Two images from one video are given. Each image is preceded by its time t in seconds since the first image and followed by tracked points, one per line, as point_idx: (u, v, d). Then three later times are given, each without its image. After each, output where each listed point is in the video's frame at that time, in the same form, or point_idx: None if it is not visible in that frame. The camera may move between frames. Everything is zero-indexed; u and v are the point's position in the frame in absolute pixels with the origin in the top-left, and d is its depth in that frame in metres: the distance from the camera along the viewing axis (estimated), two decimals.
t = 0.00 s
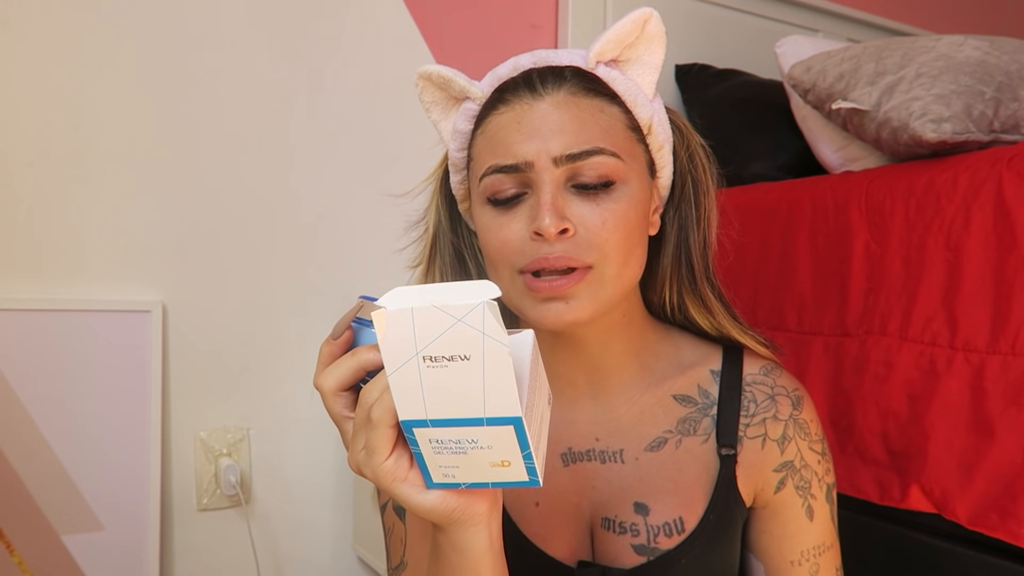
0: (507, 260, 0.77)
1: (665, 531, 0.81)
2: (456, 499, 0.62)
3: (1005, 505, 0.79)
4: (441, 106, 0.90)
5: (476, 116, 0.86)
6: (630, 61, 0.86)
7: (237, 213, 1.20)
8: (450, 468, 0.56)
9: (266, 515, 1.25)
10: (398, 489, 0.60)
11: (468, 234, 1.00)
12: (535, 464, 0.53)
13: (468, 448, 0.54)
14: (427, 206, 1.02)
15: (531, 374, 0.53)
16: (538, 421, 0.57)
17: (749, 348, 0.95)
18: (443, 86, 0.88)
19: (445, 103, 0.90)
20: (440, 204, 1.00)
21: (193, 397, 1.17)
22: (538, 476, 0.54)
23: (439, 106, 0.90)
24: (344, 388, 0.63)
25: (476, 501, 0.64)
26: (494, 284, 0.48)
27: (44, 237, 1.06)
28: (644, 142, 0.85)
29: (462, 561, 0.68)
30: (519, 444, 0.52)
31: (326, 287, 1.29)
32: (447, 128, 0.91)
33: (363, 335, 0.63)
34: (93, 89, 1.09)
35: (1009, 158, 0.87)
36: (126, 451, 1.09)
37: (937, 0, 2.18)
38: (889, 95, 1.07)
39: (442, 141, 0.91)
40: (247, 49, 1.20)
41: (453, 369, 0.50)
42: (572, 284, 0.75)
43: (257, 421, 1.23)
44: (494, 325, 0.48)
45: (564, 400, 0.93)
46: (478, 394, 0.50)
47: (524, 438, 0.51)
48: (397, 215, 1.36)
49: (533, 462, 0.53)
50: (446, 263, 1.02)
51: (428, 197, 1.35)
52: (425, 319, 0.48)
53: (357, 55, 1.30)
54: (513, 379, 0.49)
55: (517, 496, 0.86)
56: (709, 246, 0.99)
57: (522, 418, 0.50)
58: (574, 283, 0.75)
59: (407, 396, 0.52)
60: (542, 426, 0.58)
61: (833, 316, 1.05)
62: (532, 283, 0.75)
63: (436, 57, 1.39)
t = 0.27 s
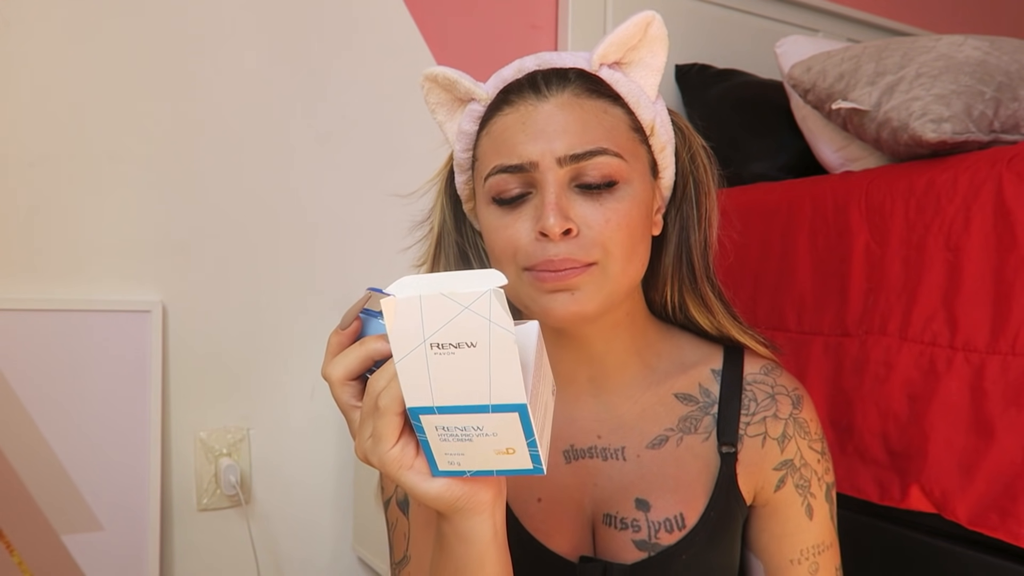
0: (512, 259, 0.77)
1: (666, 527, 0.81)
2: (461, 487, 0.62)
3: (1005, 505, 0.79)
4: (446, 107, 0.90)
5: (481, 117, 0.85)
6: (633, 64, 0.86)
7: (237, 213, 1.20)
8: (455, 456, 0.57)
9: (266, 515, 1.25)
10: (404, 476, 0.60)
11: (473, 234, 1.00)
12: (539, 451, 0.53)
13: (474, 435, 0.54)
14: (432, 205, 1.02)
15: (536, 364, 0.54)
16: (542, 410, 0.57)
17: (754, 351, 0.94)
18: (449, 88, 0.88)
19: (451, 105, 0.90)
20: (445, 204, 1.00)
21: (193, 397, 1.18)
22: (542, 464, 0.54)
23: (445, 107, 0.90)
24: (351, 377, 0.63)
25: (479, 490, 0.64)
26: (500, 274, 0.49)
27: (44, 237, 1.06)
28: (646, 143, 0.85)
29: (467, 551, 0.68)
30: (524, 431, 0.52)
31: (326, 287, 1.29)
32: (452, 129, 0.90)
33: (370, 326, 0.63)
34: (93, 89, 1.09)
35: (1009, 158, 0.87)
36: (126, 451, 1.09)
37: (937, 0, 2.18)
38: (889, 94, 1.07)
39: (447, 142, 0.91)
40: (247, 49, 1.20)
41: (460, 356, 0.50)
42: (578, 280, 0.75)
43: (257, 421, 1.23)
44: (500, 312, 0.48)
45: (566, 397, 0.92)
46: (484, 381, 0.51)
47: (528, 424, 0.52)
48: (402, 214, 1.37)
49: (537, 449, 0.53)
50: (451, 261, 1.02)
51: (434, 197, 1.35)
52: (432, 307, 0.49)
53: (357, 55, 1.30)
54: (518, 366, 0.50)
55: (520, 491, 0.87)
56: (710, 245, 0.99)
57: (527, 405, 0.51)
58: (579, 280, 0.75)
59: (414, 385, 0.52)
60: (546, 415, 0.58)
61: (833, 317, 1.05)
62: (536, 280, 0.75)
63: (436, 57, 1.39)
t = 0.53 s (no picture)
0: (514, 256, 0.77)
1: (668, 523, 0.81)
2: (467, 477, 0.62)
3: (1005, 505, 0.79)
4: (453, 108, 0.90)
5: (486, 118, 0.86)
6: (635, 66, 0.86)
7: (237, 213, 1.20)
8: (461, 446, 0.56)
9: (266, 515, 1.25)
10: (411, 466, 0.60)
11: (478, 233, 1.00)
12: (544, 441, 0.53)
13: (481, 424, 0.54)
14: (438, 205, 1.02)
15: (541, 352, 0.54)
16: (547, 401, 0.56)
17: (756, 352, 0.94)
18: (455, 89, 0.88)
19: (456, 107, 0.90)
20: (451, 205, 1.00)
21: (193, 397, 1.18)
22: (547, 454, 0.53)
23: (451, 108, 0.90)
24: (359, 368, 0.63)
25: (486, 480, 0.64)
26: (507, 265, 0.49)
27: (44, 237, 1.06)
28: (648, 144, 0.85)
29: (472, 542, 0.68)
30: (529, 421, 0.52)
31: (326, 287, 1.29)
32: (458, 130, 0.90)
33: (379, 318, 0.63)
34: (93, 89, 1.09)
35: (1009, 158, 0.87)
36: (126, 451, 1.10)
37: None
38: (889, 95, 1.07)
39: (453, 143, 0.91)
40: (247, 49, 1.20)
41: (467, 347, 0.50)
42: (579, 277, 0.75)
43: (257, 421, 1.23)
44: (507, 303, 0.48)
45: (569, 395, 0.93)
46: (490, 372, 0.51)
47: (533, 412, 0.51)
48: (409, 214, 1.37)
49: (542, 439, 0.53)
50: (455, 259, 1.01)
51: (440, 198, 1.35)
52: (440, 298, 0.49)
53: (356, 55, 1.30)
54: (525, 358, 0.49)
55: (524, 485, 0.87)
56: (712, 245, 0.99)
57: (532, 394, 0.50)
58: (581, 278, 0.75)
59: (421, 374, 0.52)
60: (551, 405, 0.58)
61: (833, 316, 1.05)
62: (538, 277, 0.75)
63: (436, 57, 1.39)
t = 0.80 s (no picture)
0: (516, 254, 0.77)
1: (668, 520, 0.81)
2: (469, 469, 0.62)
3: (1005, 505, 0.79)
4: (458, 109, 0.90)
5: (491, 119, 0.86)
6: (639, 69, 0.87)
7: (237, 213, 1.20)
8: (463, 438, 0.56)
9: (266, 516, 1.25)
10: (413, 459, 0.60)
11: (482, 232, 1.00)
12: (545, 434, 0.53)
13: (482, 416, 0.54)
14: (443, 204, 1.02)
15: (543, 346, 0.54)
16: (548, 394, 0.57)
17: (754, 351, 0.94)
18: (461, 90, 0.88)
19: (463, 107, 0.90)
20: (455, 202, 1.00)
21: (193, 397, 1.17)
22: (547, 446, 0.54)
23: (456, 109, 0.90)
24: (364, 362, 0.63)
25: (488, 472, 0.65)
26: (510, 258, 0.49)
27: (44, 237, 1.06)
28: (650, 145, 0.85)
29: (472, 535, 0.68)
30: (531, 413, 0.52)
31: (327, 287, 1.29)
32: (463, 130, 0.90)
33: (381, 314, 0.63)
34: (92, 89, 1.09)
35: (1009, 158, 0.87)
36: (126, 451, 1.10)
37: None
38: (889, 95, 1.07)
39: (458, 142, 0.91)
40: (247, 49, 1.20)
41: (470, 339, 0.50)
42: (579, 277, 0.75)
43: (257, 421, 1.23)
44: (510, 296, 0.49)
45: (569, 393, 0.92)
46: (493, 365, 0.51)
47: (536, 406, 0.52)
48: (414, 212, 1.38)
49: (543, 432, 0.53)
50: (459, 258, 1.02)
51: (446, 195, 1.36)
52: (444, 290, 0.49)
53: (357, 54, 1.30)
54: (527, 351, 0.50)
55: (527, 482, 0.87)
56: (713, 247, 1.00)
57: (534, 386, 0.50)
58: (582, 277, 0.75)
59: (423, 367, 0.52)
60: (552, 400, 0.58)
61: (833, 316, 1.05)
62: (540, 276, 0.75)
63: (436, 57, 1.39)
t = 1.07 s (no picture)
0: (513, 253, 0.77)
1: (663, 519, 0.81)
2: (467, 471, 0.62)
3: (1005, 505, 0.79)
4: (468, 103, 0.90)
5: (499, 116, 0.86)
6: (648, 75, 0.86)
7: (237, 213, 1.20)
8: (461, 441, 0.56)
9: (266, 515, 1.25)
10: (411, 460, 0.60)
11: (485, 226, 1.00)
12: (542, 437, 0.53)
13: (479, 419, 0.53)
14: (447, 198, 1.02)
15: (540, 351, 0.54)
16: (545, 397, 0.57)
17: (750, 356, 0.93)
18: (471, 85, 0.88)
19: (473, 100, 0.90)
20: (460, 196, 1.00)
21: (193, 397, 1.17)
22: (543, 450, 0.54)
23: (467, 102, 0.90)
24: (362, 364, 0.64)
25: (484, 474, 0.64)
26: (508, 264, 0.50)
27: (44, 237, 1.06)
28: (655, 152, 0.85)
29: (469, 536, 0.68)
30: (527, 417, 0.52)
31: (327, 287, 1.29)
32: (472, 124, 0.90)
33: (381, 315, 0.64)
34: (92, 89, 1.09)
35: (1009, 158, 0.87)
36: (126, 451, 1.09)
37: None
38: (889, 95, 1.07)
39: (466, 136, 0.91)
40: (247, 49, 1.20)
41: (467, 343, 0.50)
42: (571, 278, 0.75)
43: (257, 421, 1.23)
44: (507, 300, 0.49)
45: (566, 392, 0.92)
46: (490, 367, 0.51)
47: (531, 408, 0.51)
48: (420, 202, 1.38)
49: (540, 434, 0.53)
50: (462, 251, 1.02)
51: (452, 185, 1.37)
52: (442, 296, 0.49)
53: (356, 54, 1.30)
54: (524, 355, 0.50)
55: (524, 481, 0.87)
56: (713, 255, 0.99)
57: (531, 389, 0.50)
58: (575, 278, 0.75)
59: (421, 370, 0.52)
60: (549, 403, 0.58)
61: (833, 317, 1.05)
62: (534, 274, 0.75)
63: (436, 57, 1.39)
